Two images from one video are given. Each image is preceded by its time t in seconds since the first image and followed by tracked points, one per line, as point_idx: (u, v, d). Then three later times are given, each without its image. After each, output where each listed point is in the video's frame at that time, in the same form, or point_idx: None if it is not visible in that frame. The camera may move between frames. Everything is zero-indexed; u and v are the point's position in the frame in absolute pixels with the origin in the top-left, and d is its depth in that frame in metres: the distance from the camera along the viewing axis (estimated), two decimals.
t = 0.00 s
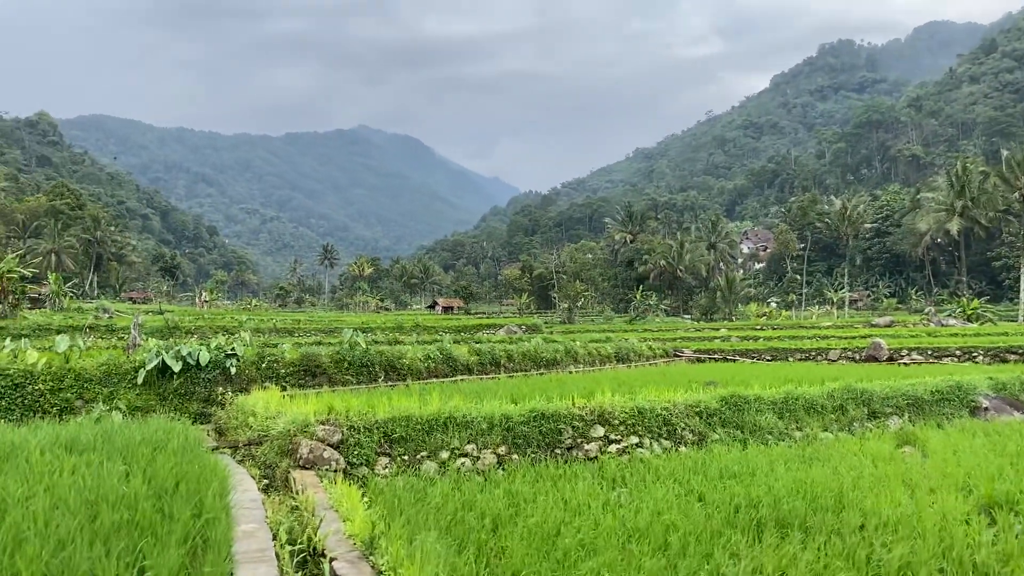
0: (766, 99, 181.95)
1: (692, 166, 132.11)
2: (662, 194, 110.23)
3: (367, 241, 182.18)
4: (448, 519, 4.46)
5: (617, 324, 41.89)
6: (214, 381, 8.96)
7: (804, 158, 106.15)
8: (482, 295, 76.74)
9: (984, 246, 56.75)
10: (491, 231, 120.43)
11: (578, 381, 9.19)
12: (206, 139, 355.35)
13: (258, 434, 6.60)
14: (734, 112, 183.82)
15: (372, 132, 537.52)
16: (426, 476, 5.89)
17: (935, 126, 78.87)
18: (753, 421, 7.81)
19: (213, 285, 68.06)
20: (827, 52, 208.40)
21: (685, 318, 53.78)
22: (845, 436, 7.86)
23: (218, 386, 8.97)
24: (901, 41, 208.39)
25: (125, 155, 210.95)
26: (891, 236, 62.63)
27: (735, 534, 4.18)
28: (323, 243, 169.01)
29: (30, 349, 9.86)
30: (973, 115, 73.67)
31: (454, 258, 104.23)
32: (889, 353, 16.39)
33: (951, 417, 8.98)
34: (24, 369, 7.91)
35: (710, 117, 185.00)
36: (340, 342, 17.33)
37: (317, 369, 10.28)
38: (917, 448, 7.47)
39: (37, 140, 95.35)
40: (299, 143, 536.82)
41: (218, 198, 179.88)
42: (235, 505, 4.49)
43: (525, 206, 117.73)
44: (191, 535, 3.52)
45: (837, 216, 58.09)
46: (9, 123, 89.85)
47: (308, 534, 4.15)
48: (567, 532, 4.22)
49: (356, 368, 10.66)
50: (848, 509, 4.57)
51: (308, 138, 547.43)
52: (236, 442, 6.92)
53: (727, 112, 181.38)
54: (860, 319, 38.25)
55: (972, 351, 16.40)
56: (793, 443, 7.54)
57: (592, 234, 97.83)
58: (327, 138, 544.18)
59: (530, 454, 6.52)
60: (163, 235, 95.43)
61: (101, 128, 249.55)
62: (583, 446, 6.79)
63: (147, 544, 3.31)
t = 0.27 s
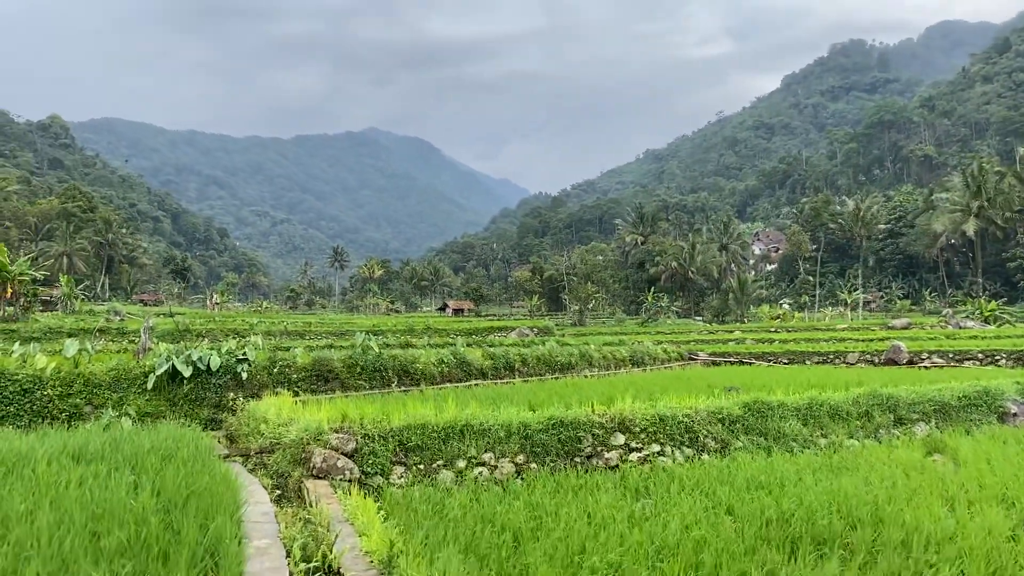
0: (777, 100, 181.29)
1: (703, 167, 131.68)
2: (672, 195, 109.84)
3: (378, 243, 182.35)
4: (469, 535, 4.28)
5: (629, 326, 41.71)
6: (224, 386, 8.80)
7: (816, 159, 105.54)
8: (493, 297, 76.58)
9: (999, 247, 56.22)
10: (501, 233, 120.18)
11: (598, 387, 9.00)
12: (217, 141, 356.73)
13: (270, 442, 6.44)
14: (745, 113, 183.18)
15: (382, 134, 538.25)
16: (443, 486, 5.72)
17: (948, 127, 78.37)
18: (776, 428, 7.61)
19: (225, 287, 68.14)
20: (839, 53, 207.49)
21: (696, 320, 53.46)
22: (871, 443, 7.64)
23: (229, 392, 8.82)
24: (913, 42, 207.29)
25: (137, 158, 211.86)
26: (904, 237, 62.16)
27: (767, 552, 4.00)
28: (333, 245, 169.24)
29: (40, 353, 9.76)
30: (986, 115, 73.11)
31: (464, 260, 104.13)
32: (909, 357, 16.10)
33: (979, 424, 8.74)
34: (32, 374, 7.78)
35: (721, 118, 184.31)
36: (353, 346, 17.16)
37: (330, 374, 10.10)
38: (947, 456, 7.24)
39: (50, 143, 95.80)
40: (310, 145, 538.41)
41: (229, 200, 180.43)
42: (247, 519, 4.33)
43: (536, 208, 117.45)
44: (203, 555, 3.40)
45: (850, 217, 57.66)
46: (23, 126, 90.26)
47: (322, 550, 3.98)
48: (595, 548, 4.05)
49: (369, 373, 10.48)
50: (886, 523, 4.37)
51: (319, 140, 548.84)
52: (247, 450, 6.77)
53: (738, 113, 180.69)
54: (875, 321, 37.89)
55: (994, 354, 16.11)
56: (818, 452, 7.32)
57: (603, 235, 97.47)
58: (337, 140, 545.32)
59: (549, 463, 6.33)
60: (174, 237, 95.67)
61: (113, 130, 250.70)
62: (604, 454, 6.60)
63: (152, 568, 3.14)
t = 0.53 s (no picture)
0: (785, 100, 180.76)
1: (710, 167, 131.35)
2: (680, 196, 109.52)
3: (385, 243, 182.42)
4: (485, 544, 4.14)
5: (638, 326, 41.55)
6: (233, 388, 8.69)
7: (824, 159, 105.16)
8: (501, 298, 76.46)
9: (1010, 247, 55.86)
10: (509, 233, 120.02)
11: (612, 389, 8.87)
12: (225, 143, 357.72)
13: (278, 445, 6.31)
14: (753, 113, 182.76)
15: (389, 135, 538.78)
16: (456, 491, 5.59)
17: (957, 126, 78.02)
18: (795, 432, 7.46)
19: (233, 288, 68.19)
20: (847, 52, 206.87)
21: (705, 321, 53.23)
22: (891, 447, 7.47)
23: (237, 394, 8.70)
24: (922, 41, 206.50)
25: (145, 159, 212.44)
26: (914, 237, 61.84)
27: (796, 563, 3.86)
28: (341, 245, 169.35)
29: (46, 355, 9.64)
30: (996, 114, 72.76)
31: (471, 261, 104.04)
32: (924, 357, 15.92)
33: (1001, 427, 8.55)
34: (38, 377, 7.67)
35: (729, 118, 183.82)
36: (362, 347, 17.02)
37: (339, 376, 9.98)
38: (970, 460, 7.07)
39: (59, 144, 96.12)
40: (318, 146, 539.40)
41: (237, 201, 180.80)
42: (256, 528, 4.19)
43: (544, 208, 117.28)
44: (211, 567, 3.28)
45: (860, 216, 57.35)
46: (33, 127, 90.61)
47: (333, 560, 3.84)
48: (616, 557, 3.92)
49: (378, 375, 10.33)
50: (916, 532, 4.23)
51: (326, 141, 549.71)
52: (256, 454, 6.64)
53: (746, 113, 180.18)
54: (886, 321, 37.65)
55: (1010, 355, 15.89)
56: (837, 456, 7.16)
57: (610, 235, 97.26)
58: (344, 141, 546.04)
59: (564, 467, 6.19)
60: (183, 238, 95.84)
61: (122, 132, 251.56)
62: (619, 458, 6.45)
63: None
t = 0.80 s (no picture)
0: (790, 101, 180.49)
1: (715, 169, 131.06)
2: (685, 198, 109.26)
3: (390, 246, 182.34)
4: (500, 556, 3.97)
5: (645, 328, 41.36)
6: (237, 392, 8.51)
7: (830, 160, 104.81)
8: (506, 300, 76.31)
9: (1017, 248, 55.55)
10: (513, 235, 119.89)
11: (625, 392, 8.66)
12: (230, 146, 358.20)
13: (283, 451, 6.13)
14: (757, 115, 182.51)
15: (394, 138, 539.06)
16: (466, 499, 5.41)
17: (962, 127, 77.73)
18: (814, 436, 7.26)
19: (238, 290, 68.13)
20: (852, 54, 206.52)
21: (712, 322, 52.94)
22: (912, 450, 7.26)
23: (242, 398, 8.52)
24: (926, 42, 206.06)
25: (150, 162, 212.66)
26: (920, 238, 61.54)
27: None
28: (346, 248, 169.29)
29: (47, 358, 9.47)
30: (1002, 115, 72.47)
31: (476, 263, 103.89)
32: (937, 359, 15.70)
33: None
34: (39, 381, 7.48)
35: (733, 120, 183.54)
36: (368, 350, 16.85)
37: (345, 380, 9.80)
38: (994, 466, 6.85)
39: (64, 147, 96.22)
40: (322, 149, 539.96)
41: (242, 204, 180.93)
42: (259, 538, 4.01)
43: (548, 210, 117.08)
44: None
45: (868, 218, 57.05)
46: (38, 131, 90.70)
47: None
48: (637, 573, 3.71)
49: (385, 378, 10.11)
50: (954, 547, 4.02)
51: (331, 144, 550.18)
52: (260, 460, 6.44)
53: (751, 115, 179.84)
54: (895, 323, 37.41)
55: None
56: (856, 460, 6.96)
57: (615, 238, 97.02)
58: (349, 144, 546.44)
59: (578, 474, 6.00)
60: (188, 241, 95.89)
61: (127, 135, 252.00)
62: (635, 464, 6.25)
63: None
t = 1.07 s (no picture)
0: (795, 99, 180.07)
1: (720, 167, 130.79)
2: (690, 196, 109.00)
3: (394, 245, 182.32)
4: (512, 565, 3.81)
5: (650, 327, 41.21)
6: (241, 393, 8.36)
7: (835, 158, 104.48)
8: (510, 298, 76.18)
9: None
10: (518, 234, 119.74)
11: (637, 392, 8.51)
12: (235, 145, 358.60)
13: (288, 453, 5.98)
14: (762, 113, 182.10)
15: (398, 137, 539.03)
16: (477, 503, 5.24)
17: (968, 125, 77.43)
18: (831, 437, 7.08)
19: (242, 289, 68.10)
20: (857, 52, 205.93)
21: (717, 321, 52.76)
22: (931, 452, 7.09)
23: (246, 399, 8.37)
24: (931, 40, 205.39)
25: (155, 162, 212.83)
26: (926, 236, 61.25)
27: None
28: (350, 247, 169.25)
29: (48, 358, 9.32)
30: (1008, 113, 72.15)
31: (481, 262, 103.77)
32: (950, 358, 15.50)
33: None
34: (39, 381, 7.33)
35: (738, 118, 183.16)
36: (374, 348, 16.69)
37: (351, 379, 9.62)
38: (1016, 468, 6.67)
39: (69, 146, 96.18)
40: (326, 148, 540.49)
41: (247, 203, 181.09)
42: (263, 545, 3.86)
43: (553, 209, 116.85)
44: None
45: (874, 216, 56.76)
46: (43, 130, 90.68)
47: None
48: None
49: (392, 378, 9.94)
50: (985, 558, 3.85)
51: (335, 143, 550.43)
52: (263, 462, 6.30)
53: (755, 113, 179.42)
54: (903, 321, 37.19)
55: None
56: (875, 462, 6.79)
57: (620, 236, 96.78)
58: (353, 143, 546.57)
59: (592, 477, 5.83)
60: (192, 240, 95.90)
61: (132, 134, 252.22)
62: (650, 467, 6.07)
63: None
